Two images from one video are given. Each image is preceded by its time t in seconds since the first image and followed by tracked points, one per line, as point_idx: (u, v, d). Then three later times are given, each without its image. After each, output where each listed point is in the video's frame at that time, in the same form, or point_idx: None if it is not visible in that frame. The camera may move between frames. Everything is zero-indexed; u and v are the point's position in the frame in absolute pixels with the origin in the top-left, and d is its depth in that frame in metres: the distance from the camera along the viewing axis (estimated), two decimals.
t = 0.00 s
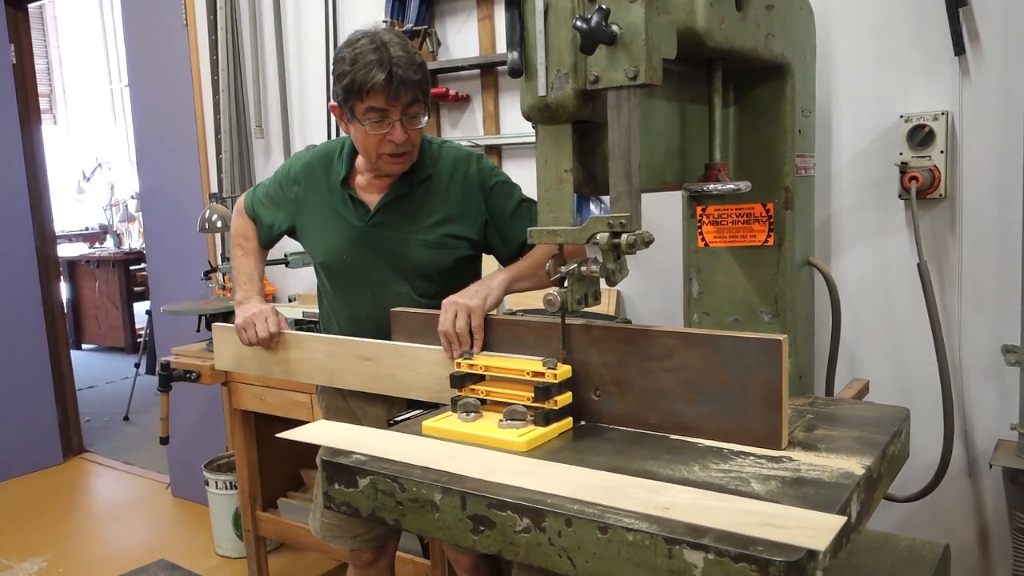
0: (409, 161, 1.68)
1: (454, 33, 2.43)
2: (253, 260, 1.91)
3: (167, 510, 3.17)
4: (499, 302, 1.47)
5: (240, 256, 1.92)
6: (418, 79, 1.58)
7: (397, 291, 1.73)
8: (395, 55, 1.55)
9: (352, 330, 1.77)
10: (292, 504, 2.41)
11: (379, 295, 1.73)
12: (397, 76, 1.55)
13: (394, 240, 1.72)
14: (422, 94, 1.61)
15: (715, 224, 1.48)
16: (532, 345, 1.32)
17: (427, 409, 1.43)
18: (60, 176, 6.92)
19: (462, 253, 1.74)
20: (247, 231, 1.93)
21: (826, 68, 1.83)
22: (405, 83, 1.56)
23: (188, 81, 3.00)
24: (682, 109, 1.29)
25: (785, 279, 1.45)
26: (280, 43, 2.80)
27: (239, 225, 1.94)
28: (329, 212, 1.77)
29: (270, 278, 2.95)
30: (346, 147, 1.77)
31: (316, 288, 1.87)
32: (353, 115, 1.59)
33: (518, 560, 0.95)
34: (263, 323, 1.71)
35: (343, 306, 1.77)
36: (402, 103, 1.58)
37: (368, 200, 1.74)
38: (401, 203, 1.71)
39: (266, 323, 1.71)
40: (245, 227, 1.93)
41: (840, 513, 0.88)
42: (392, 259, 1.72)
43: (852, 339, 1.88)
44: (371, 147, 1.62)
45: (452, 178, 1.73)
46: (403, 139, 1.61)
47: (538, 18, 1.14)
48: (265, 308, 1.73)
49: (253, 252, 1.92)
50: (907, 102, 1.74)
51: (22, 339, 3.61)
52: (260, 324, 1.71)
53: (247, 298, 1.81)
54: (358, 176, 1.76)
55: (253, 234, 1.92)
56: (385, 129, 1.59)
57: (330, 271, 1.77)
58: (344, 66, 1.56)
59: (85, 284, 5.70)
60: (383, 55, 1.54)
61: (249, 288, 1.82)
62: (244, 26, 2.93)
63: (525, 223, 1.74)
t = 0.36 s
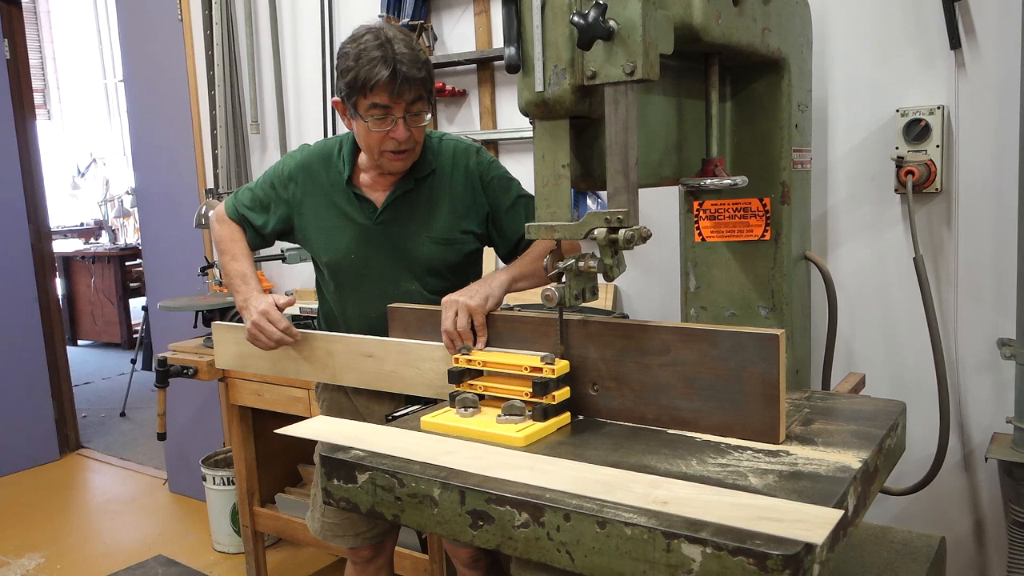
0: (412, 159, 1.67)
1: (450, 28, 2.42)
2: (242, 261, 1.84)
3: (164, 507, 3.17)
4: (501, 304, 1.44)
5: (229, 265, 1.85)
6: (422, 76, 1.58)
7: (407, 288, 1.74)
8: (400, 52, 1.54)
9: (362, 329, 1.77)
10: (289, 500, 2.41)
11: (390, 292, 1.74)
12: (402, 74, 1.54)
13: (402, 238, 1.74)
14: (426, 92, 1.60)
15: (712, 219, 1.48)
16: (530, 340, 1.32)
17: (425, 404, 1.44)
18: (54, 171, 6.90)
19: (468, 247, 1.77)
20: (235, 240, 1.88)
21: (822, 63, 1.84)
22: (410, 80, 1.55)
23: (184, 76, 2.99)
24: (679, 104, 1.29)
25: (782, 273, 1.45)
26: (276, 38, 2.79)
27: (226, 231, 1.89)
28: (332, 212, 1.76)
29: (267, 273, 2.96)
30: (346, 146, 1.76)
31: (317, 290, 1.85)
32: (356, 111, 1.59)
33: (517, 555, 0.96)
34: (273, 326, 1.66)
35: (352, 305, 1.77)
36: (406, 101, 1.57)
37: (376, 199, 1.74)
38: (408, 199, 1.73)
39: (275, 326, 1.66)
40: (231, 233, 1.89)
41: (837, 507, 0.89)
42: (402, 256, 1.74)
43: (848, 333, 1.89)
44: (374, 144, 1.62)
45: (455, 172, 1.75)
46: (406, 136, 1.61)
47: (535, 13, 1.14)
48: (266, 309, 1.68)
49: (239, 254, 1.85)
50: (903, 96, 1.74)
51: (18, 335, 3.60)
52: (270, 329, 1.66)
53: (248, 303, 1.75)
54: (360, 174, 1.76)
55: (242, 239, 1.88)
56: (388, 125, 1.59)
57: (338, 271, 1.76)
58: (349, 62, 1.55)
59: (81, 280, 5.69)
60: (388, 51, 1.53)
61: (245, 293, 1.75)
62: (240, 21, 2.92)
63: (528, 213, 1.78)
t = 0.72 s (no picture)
0: (404, 159, 1.67)
1: (447, 24, 2.42)
2: (319, 301, 1.52)
3: (161, 502, 3.17)
4: (499, 300, 1.45)
5: (306, 319, 1.50)
6: (409, 77, 1.58)
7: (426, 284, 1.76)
8: (386, 52, 1.54)
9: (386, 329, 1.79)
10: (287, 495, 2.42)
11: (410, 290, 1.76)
12: (387, 74, 1.54)
13: (415, 235, 1.75)
14: (414, 92, 1.60)
15: (708, 215, 1.48)
16: (526, 336, 1.32)
17: (422, 400, 1.44)
18: (50, 167, 6.88)
19: (477, 236, 1.79)
20: (299, 288, 1.56)
21: (818, 59, 1.84)
22: (396, 81, 1.55)
23: (180, 72, 2.99)
24: (675, 101, 1.30)
25: (778, 269, 1.45)
26: (272, 34, 2.79)
27: (274, 292, 1.57)
28: (348, 220, 1.72)
29: (264, 268, 3.00)
30: (345, 151, 1.71)
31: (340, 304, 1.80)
32: (345, 112, 1.59)
33: (513, 549, 0.96)
34: (421, 334, 1.32)
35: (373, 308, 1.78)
36: (392, 101, 1.57)
37: (384, 200, 1.73)
38: (415, 196, 1.74)
39: (420, 329, 1.32)
40: (285, 285, 1.57)
41: (831, 501, 0.90)
42: (416, 253, 1.75)
43: (843, 329, 1.90)
44: (363, 145, 1.62)
45: (453, 163, 1.77)
46: (394, 137, 1.60)
47: (532, 9, 1.14)
48: (395, 321, 1.36)
49: (310, 296, 1.52)
50: (899, 93, 1.75)
51: (14, 331, 3.59)
52: (421, 338, 1.32)
53: (366, 336, 1.40)
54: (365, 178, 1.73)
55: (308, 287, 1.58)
56: (376, 126, 1.59)
57: (359, 277, 1.75)
58: (336, 63, 1.56)
59: (77, 276, 5.68)
60: (374, 51, 1.53)
61: (358, 325, 1.42)
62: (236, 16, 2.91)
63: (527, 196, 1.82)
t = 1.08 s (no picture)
0: (407, 157, 1.67)
1: (444, 21, 2.42)
2: (348, 294, 1.49)
3: (158, 499, 3.17)
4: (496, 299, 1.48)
5: (333, 310, 1.48)
6: (413, 76, 1.57)
7: (430, 280, 1.77)
8: (390, 52, 1.54)
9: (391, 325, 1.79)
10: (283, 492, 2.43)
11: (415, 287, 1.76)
12: (391, 74, 1.53)
13: (419, 232, 1.76)
14: (417, 91, 1.60)
15: (705, 212, 1.49)
16: (524, 333, 1.33)
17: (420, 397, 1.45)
18: (47, 163, 6.87)
19: (478, 232, 1.80)
20: (324, 278, 1.54)
21: (815, 56, 1.84)
22: (399, 81, 1.55)
23: (176, 68, 2.98)
24: (672, 98, 1.30)
25: (774, 266, 1.46)
26: (269, 30, 2.78)
27: (288, 280, 1.56)
28: (354, 216, 1.72)
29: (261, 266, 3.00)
30: (349, 148, 1.70)
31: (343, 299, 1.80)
32: (348, 111, 1.58)
33: (510, 545, 0.96)
34: (458, 346, 1.29)
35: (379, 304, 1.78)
36: (396, 101, 1.57)
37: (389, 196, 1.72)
38: (418, 193, 1.73)
39: (459, 341, 1.29)
40: (301, 273, 1.56)
41: (826, 497, 0.90)
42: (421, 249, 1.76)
43: (839, 326, 1.90)
44: (367, 145, 1.62)
45: (454, 159, 1.77)
46: (398, 136, 1.60)
47: (528, 7, 1.14)
48: (432, 325, 1.33)
49: (339, 288, 1.50)
50: (896, 90, 1.75)
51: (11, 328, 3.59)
52: (457, 351, 1.29)
53: (398, 333, 1.38)
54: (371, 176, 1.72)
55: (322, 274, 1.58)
56: (379, 126, 1.58)
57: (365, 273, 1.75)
58: (339, 62, 1.55)
59: (74, 273, 5.68)
60: (377, 51, 1.52)
61: (390, 323, 1.40)
62: (233, 12, 2.91)
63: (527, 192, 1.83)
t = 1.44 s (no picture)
0: (403, 140, 1.66)
1: (444, 20, 2.42)
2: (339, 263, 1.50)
3: (157, 496, 3.17)
4: (495, 299, 1.48)
5: (325, 280, 1.49)
6: (407, 49, 1.59)
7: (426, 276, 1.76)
8: (385, 24, 1.57)
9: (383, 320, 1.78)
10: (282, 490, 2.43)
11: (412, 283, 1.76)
12: (385, 42, 1.56)
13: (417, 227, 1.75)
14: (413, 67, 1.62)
15: (705, 211, 1.49)
16: (524, 332, 1.33)
17: (420, 395, 1.45)
18: (46, 161, 6.87)
19: (476, 230, 1.80)
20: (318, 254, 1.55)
21: (815, 55, 1.84)
22: (392, 51, 1.57)
23: (176, 66, 2.98)
24: (672, 97, 1.30)
25: (774, 266, 1.46)
26: (268, 28, 2.78)
27: (283, 263, 1.55)
28: (352, 208, 1.72)
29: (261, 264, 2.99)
30: (351, 140, 1.71)
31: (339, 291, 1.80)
32: (344, 86, 1.61)
33: (510, 544, 0.97)
34: (457, 292, 1.30)
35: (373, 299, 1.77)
36: (390, 73, 1.58)
37: (388, 189, 1.73)
38: (417, 188, 1.73)
39: (457, 286, 1.30)
40: (296, 254, 1.55)
41: (826, 496, 0.90)
42: (418, 245, 1.75)
43: (838, 325, 1.90)
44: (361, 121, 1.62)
45: (455, 157, 1.77)
46: (391, 110, 1.60)
47: (529, 5, 1.14)
48: (430, 275, 1.33)
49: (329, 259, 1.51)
50: (896, 89, 1.75)
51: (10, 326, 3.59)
52: (455, 297, 1.30)
53: (396, 288, 1.38)
54: (371, 168, 1.73)
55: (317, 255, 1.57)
56: (373, 98, 1.60)
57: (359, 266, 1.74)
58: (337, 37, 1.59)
59: (72, 270, 5.67)
60: (372, 23, 1.56)
61: (386, 279, 1.40)
62: (232, 10, 2.91)
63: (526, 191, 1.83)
